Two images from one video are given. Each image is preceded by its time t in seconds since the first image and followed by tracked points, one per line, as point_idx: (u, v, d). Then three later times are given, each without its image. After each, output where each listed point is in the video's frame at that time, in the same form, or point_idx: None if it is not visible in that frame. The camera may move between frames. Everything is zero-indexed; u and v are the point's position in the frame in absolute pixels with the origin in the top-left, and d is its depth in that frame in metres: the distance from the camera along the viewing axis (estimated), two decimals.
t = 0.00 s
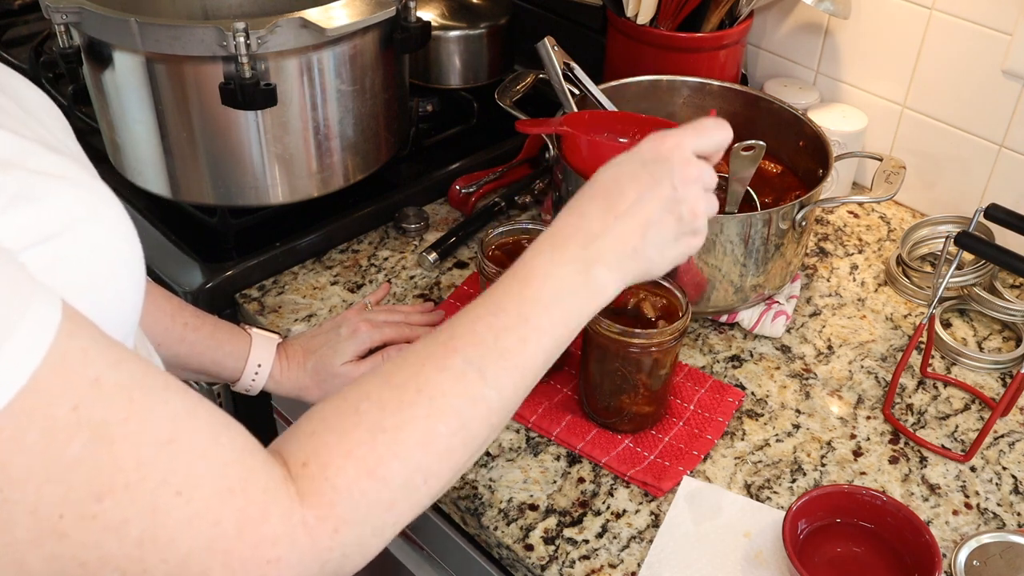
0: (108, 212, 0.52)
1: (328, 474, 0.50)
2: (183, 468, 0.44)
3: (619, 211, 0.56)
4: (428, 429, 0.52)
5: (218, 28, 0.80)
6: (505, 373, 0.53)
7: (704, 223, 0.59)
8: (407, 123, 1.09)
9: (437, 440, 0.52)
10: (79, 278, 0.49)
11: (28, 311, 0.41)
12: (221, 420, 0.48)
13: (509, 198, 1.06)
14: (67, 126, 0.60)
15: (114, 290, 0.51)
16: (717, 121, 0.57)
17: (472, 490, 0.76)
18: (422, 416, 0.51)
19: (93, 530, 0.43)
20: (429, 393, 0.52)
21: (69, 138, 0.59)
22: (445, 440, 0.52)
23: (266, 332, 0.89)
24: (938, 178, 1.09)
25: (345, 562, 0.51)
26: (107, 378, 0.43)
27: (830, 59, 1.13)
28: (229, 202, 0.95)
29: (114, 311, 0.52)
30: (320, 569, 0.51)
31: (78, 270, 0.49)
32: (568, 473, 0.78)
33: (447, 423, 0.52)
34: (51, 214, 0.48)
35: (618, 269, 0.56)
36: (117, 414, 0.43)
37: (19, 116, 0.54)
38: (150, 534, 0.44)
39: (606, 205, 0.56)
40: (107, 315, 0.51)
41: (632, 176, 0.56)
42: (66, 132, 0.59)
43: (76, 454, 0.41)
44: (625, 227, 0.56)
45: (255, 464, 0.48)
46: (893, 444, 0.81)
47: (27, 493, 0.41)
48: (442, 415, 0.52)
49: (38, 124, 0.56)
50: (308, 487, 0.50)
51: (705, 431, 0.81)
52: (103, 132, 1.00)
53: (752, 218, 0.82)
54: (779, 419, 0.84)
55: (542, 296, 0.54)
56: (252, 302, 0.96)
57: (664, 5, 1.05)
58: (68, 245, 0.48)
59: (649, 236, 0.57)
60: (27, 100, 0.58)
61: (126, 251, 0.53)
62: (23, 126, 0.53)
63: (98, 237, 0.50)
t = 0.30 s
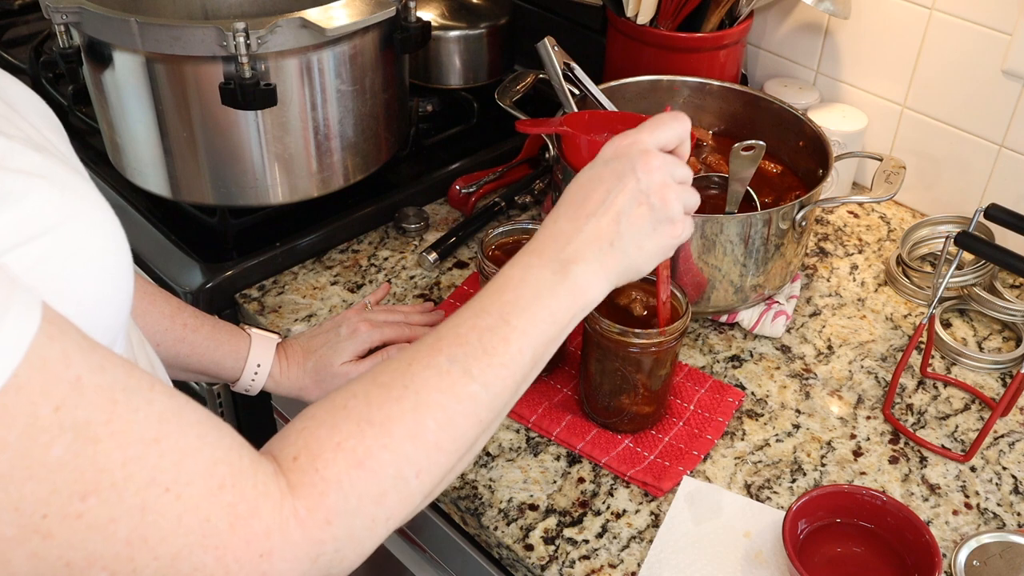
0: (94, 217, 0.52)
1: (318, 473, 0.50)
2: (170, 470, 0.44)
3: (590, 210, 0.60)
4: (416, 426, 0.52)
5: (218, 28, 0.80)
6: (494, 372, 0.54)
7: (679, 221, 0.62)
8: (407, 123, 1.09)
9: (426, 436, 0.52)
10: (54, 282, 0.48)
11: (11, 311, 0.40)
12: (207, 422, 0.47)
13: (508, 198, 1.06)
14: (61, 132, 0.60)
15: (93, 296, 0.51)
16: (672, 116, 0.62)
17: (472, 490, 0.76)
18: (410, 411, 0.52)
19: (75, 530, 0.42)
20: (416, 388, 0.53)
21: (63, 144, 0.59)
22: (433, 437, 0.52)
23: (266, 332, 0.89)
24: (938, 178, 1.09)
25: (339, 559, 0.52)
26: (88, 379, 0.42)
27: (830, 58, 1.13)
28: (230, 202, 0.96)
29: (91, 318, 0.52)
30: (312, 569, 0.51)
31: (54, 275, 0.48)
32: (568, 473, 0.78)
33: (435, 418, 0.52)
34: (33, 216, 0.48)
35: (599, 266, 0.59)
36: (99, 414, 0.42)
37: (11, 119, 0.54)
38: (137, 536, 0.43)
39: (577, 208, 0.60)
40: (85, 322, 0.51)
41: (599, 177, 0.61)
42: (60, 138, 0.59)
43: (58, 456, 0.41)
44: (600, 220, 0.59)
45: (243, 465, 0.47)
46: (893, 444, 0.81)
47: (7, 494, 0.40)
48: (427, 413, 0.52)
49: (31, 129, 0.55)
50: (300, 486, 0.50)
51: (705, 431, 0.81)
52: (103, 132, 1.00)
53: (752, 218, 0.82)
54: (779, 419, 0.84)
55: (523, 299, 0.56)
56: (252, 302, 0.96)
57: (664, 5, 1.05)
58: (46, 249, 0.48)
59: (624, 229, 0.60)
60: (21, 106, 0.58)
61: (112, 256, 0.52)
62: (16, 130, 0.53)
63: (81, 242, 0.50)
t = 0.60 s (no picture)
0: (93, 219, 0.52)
1: (290, 504, 0.50)
2: (152, 496, 0.43)
3: (551, 220, 0.58)
4: (387, 452, 0.52)
5: (218, 28, 0.80)
6: (463, 391, 0.53)
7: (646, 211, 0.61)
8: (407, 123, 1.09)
9: (396, 463, 0.52)
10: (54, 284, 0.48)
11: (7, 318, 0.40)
12: (193, 441, 0.47)
13: (508, 198, 1.06)
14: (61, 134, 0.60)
15: (93, 301, 0.51)
16: (615, 108, 0.62)
17: (472, 490, 0.76)
18: (380, 436, 0.52)
19: (54, 551, 0.41)
20: (385, 417, 0.52)
21: (67, 148, 0.59)
22: (405, 463, 0.52)
23: (266, 332, 0.89)
24: (938, 178, 1.09)
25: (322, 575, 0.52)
26: (78, 401, 0.42)
27: (830, 59, 1.13)
28: (230, 202, 0.96)
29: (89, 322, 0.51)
30: None
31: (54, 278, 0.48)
32: (568, 473, 0.78)
33: (405, 444, 0.52)
34: (36, 220, 0.48)
35: (569, 275, 0.58)
36: (87, 436, 0.42)
37: (19, 126, 0.54)
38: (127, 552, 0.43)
39: (537, 218, 0.58)
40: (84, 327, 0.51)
41: (554, 183, 0.59)
42: (61, 142, 0.59)
43: (42, 475, 0.40)
44: (563, 226, 0.58)
45: (222, 494, 0.47)
46: (893, 444, 0.81)
47: None
48: (398, 439, 0.52)
49: (38, 135, 0.56)
50: (274, 519, 0.49)
51: (705, 431, 0.81)
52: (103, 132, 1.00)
53: (752, 218, 0.82)
54: (779, 419, 0.84)
55: (493, 310, 0.55)
56: (252, 302, 0.96)
57: (664, 5, 1.05)
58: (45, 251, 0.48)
59: (590, 229, 0.58)
60: (25, 111, 0.58)
61: (109, 260, 0.53)
62: (23, 136, 0.53)
63: (79, 247, 0.50)
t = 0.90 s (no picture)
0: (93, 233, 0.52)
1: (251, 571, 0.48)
2: (113, 553, 0.41)
3: (494, 327, 0.61)
4: (349, 528, 0.52)
5: (218, 28, 0.80)
6: (425, 475, 0.55)
7: (580, 284, 0.63)
8: (407, 123, 1.09)
9: (358, 537, 0.52)
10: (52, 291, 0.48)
11: None
12: (158, 503, 0.45)
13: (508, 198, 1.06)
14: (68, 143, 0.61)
15: (98, 316, 0.52)
16: (513, 197, 0.63)
17: (472, 489, 0.76)
18: (343, 513, 0.52)
19: None
20: (350, 490, 0.53)
21: (76, 162, 0.59)
22: (366, 538, 0.52)
23: (267, 332, 0.89)
24: (938, 178, 1.09)
25: None
26: (47, 448, 0.39)
27: (830, 59, 1.13)
28: (230, 202, 0.96)
29: (85, 331, 0.51)
30: None
31: (52, 286, 0.48)
32: (568, 473, 0.78)
33: (368, 522, 0.53)
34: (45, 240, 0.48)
35: (527, 370, 0.61)
36: (53, 486, 0.39)
37: (31, 137, 0.55)
38: None
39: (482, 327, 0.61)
40: (79, 336, 0.51)
41: (488, 290, 0.62)
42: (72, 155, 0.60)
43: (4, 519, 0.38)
44: (505, 330, 0.61)
45: (182, 555, 0.45)
46: (893, 444, 0.81)
47: None
48: (359, 514, 0.52)
49: (48, 147, 0.56)
50: None
51: (705, 431, 0.81)
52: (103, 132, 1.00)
53: (752, 218, 0.82)
54: (779, 419, 0.84)
55: (457, 405, 0.58)
56: (252, 302, 0.96)
57: (664, 5, 1.05)
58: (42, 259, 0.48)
59: (533, 322, 0.61)
60: (32, 119, 0.58)
61: (106, 272, 0.53)
62: (35, 147, 0.54)
63: (81, 264, 0.51)
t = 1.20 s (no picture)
0: (87, 251, 0.55)
1: None
2: None
3: (472, 348, 0.64)
4: (334, 546, 0.53)
5: (218, 28, 0.80)
6: (411, 493, 0.57)
7: (553, 298, 0.65)
8: (407, 123, 1.09)
9: (342, 557, 0.53)
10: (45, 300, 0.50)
11: None
12: (141, 525, 0.45)
13: (509, 198, 1.06)
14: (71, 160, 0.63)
15: (93, 325, 0.54)
16: (473, 222, 0.66)
17: (472, 489, 0.76)
18: (329, 532, 0.53)
19: None
20: (336, 510, 0.54)
21: (77, 179, 0.62)
22: (350, 557, 0.53)
23: (267, 332, 0.89)
24: (938, 178, 1.09)
25: None
26: (23, 474, 0.39)
27: (830, 59, 1.13)
28: (229, 202, 0.96)
29: (77, 341, 0.53)
30: None
31: (47, 295, 0.50)
32: (568, 473, 0.78)
33: (354, 540, 0.54)
34: (42, 248, 0.51)
35: (511, 389, 0.64)
36: (30, 511, 0.39)
37: (38, 156, 0.56)
38: None
39: (461, 350, 0.64)
40: (71, 346, 0.53)
41: (462, 315, 0.65)
42: (75, 173, 0.62)
43: None
44: (483, 351, 0.64)
45: None
46: (893, 444, 0.81)
47: None
48: (347, 531, 0.54)
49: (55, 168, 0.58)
50: None
51: (705, 431, 0.81)
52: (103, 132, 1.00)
53: (752, 218, 0.82)
54: (779, 419, 0.84)
55: (442, 424, 0.60)
56: (252, 302, 0.96)
57: (664, 5, 1.05)
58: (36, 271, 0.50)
59: (509, 341, 0.64)
60: (36, 133, 0.60)
61: (98, 289, 0.55)
62: (30, 156, 0.55)
63: (77, 274, 0.53)
